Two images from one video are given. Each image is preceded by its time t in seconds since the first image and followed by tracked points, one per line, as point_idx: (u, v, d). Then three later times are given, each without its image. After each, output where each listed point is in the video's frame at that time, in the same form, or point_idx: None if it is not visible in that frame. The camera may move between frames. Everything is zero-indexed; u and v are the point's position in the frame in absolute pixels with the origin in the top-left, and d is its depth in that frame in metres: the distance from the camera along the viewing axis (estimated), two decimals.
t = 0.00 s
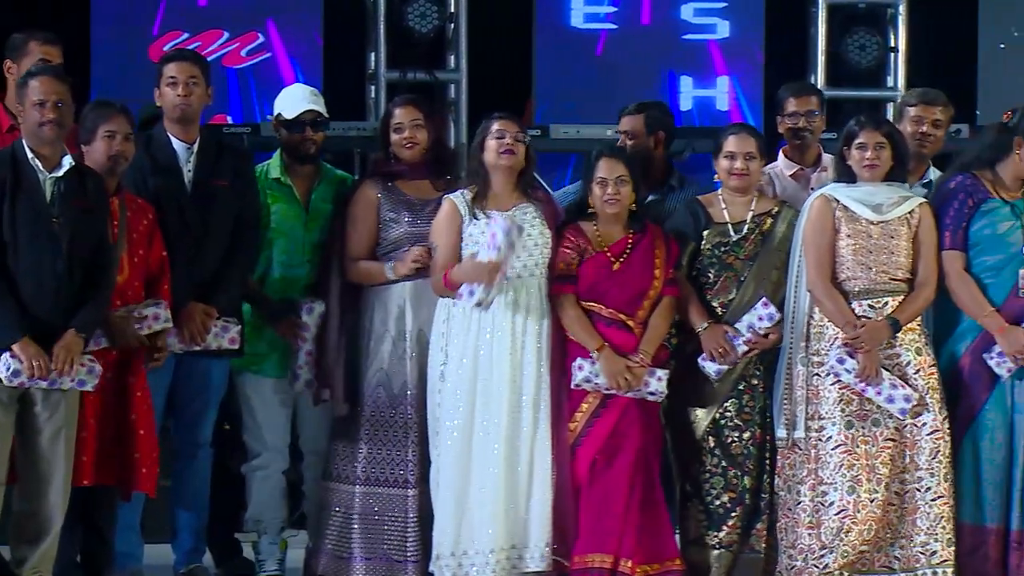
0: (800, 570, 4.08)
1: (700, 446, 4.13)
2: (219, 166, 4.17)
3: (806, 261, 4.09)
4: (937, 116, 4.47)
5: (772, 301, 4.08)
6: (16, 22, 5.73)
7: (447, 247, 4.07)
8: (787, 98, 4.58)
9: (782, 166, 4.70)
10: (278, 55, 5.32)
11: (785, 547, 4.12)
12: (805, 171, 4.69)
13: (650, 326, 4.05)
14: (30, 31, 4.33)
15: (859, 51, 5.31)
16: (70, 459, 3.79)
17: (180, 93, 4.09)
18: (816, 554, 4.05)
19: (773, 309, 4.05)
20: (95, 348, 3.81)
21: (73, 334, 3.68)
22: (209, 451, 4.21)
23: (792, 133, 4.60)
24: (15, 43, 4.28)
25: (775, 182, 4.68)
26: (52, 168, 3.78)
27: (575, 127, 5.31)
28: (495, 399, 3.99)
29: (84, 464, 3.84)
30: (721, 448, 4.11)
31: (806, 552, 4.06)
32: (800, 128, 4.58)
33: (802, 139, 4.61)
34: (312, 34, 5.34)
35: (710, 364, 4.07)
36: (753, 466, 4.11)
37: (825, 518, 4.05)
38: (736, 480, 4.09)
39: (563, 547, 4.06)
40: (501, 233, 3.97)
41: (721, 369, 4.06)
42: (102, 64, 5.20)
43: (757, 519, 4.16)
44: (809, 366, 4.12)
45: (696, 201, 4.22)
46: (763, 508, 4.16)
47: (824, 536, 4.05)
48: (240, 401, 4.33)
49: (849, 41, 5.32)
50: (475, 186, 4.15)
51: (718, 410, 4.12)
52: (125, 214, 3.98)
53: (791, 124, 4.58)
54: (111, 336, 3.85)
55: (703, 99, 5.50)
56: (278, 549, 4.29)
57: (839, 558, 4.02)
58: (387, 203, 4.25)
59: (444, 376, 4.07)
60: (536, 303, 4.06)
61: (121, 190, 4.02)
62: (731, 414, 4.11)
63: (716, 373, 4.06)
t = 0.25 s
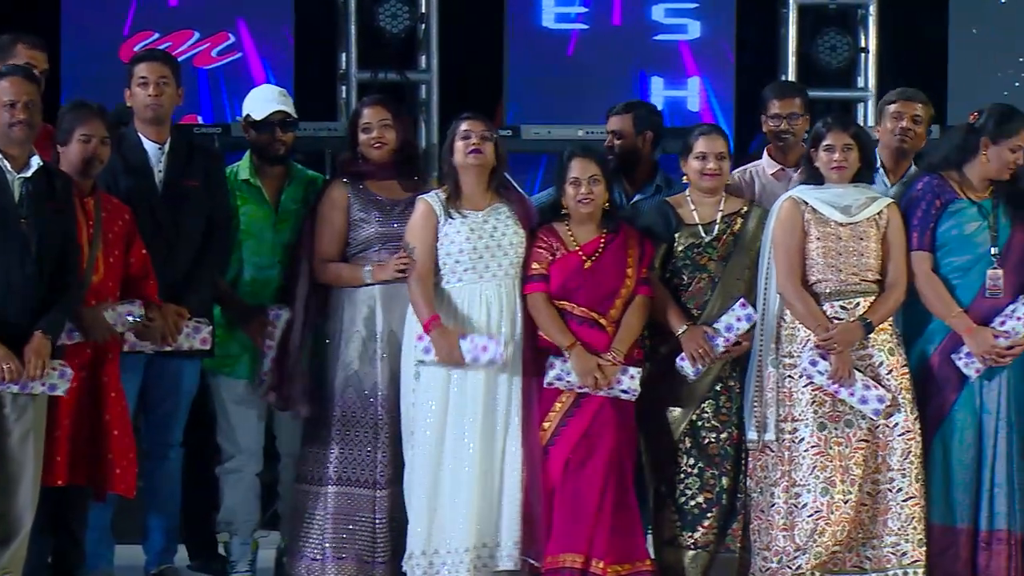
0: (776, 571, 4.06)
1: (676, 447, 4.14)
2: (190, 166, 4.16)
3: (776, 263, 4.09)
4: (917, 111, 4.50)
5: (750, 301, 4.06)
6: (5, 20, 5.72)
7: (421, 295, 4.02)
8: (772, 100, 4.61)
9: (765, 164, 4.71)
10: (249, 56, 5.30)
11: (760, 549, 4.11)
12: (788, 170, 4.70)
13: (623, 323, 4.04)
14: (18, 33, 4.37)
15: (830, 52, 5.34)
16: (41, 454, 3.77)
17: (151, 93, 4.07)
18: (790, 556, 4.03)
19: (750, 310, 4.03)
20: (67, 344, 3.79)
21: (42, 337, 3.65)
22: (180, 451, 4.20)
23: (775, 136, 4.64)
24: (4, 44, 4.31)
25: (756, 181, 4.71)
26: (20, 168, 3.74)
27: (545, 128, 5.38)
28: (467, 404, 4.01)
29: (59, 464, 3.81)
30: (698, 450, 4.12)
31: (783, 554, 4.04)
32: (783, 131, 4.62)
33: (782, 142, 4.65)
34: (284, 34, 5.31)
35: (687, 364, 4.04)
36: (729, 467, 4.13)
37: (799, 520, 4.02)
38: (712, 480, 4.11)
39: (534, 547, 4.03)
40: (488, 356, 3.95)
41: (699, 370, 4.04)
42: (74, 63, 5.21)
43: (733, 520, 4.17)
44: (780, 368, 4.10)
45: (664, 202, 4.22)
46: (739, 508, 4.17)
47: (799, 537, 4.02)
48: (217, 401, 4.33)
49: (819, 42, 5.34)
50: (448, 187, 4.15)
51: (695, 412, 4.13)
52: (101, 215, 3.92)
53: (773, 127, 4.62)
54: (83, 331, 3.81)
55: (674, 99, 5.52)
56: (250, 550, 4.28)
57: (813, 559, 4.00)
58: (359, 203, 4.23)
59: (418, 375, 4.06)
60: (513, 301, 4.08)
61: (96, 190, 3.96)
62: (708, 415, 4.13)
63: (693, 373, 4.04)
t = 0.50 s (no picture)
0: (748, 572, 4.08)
1: (650, 446, 4.15)
2: (160, 165, 4.14)
3: (744, 264, 4.10)
4: (903, 112, 4.50)
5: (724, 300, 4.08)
6: None
7: (405, 314, 4.00)
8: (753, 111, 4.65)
9: (745, 174, 4.71)
10: (220, 55, 5.29)
11: (732, 550, 4.12)
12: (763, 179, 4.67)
13: (598, 324, 4.04)
14: None
15: (800, 52, 5.36)
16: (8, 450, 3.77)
17: (120, 93, 4.06)
18: (763, 558, 4.06)
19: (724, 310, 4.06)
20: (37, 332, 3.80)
21: (12, 339, 3.69)
22: (150, 451, 4.18)
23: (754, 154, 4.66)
24: None
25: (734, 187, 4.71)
26: None
27: (516, 128, 5.42)
28: (445, 402, 4.04)
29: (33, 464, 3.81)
30: (672, 450, 4.13)
31: (755, 556, 4.06)
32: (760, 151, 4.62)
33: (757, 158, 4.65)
34: (254, 34, 5.32)
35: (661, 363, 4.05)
36: (703, 467, 4.15)
37: (771, 522, 4.04)
38: (687, 480, 4.13)
39: (503, 547, 4.03)
40: (469, 377, 3.96)
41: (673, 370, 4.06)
42: (42, 62, 5.17)
43: (708, 520, 4.19)
44: (750, 370, 4.10)
45: (634, 202, 4.24)
46: (712, 507, 4.18)
47: (771, 539, 4.04)
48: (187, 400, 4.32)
49: (789, 42, 5.37)
50: (419, 187, 4.15)
51: (668, 412, 4.15)
52: (76, 216, 3.94)
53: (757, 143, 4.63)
54: (55, 322, 3.81)
55: (644, 99, 5.53)
56: (221, 551, 4.28)
57: (784, 561, 4.03)
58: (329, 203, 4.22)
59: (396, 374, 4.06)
60: (486, 299, 4.09)
61: (71, 191, 3.97)
62: (682, 416, 4.15)
63: (666, 372, 4.05)
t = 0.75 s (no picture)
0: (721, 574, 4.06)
1: (623, 446, 4.17)
2: (131, 165, 4.13)
3: (713, 267, 4.09)
4: (875, 112, 4.51)
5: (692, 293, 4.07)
6: None
7: (380, 316, 4.01)
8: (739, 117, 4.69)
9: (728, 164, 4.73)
10: (191, 55, 5.27)
11: (705, 553, 4.11)
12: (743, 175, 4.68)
13: (571, 325, 4.04)
14: None
15: (772, 52, 5.38)
16: None
17: (91, 93, 4.04)
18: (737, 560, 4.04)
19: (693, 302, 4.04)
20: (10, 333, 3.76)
21: None
22: (121, 452, 4.17)
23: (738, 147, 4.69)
24: None
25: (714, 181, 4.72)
26: None
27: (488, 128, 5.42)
28: (421, 404, 4.03)
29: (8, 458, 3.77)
30: (643, 450, 4.15)
31: (730, 558, 4.04)
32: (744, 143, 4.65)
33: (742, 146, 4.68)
34: (226, 34, 5.31)
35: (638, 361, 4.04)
36: (675, 465, 4.16)
37: (745, 524, 4.02)
38: (659, 479, 4.14)
39: (479, 548, 4.02)
40: (445, 377, 3.97)
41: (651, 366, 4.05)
42: (12, 61, 5.15)
43: (679, 518, 4.21)
44: (719, 373, 4.10)
45: (605, 202, 4.24)
46: (684, 506, 4.20)
47: (746, 541, 4.02)
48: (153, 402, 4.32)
49: (761, 42, 5.38)
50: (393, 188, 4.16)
51: (641, 412, 4.16)
52: (51, 216, 3.91)
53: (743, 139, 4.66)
54: (28, 324, 3.77)
55: (617, 99, 5.54)
56: (192, 551, 4.29)
57: (757, 562, 4.01)
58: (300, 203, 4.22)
59: (372, 375, 4.04)
60: (459, 300, 4.10)
61: (45, 191, 3.94)
62: (654, 415, 4.16)
63: (644, 369, 4.04)
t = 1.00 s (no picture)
0: None
1: (594, 446, 4.18)
2: (100, 165, 4.11)
3: (683, 276, 4.04)
4: (830, 111, 4.35)
5: (661, 289, 4.07)
6: None
7: (350, 316, 4.00)
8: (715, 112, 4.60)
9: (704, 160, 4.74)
10: (161, 55, 5.28)
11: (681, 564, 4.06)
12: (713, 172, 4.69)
13: (543, 327, 4.05)
14: None
15: (742, 53, 5.38)
16: None
17: (60, 93, 4.02)
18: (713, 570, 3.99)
19: (662, 297, 4.05)
20: None
21: None
22: (90, 453, 4.15)
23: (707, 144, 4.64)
24: None
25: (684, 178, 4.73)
26: None
27: (457, 128, 5.41)
28: (393, 407, 4.06)
29: None
30: (614, 451, 4.15)
31: (705, 568, 3.99)
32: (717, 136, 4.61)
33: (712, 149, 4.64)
34: (196, 33, 5.30)
35: (612, 360, 4.06)
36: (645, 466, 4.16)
37: (722, 534, 3.97)
38: (630, 480, 4.14)
39: (446, 549, 4.03)
40: (416, 379, 3.97)
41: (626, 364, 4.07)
42: None
43: (651, 519, 4.19)
44: (689, 384, 4.05)
45: (574, 202, 4.25)
46: (655, 506, 4.20)
47: (723, 550, 3.97)
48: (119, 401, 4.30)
49: (731, 42, 5.39)
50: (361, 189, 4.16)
51: (610, 412, 4.17)
52: (19, 215, 3.86)
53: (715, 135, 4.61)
54: None
55: (586, 99, 5.55)
56: (163, 551, 4.27)
57: (732, 569, 3.97)
58: (271, 204, 4.21)
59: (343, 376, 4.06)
60: (428, 300, 4.11)
61: (13, 190, 3.90)
62: (623, 416, 4.16)
63: (618, 368, 4.06)
